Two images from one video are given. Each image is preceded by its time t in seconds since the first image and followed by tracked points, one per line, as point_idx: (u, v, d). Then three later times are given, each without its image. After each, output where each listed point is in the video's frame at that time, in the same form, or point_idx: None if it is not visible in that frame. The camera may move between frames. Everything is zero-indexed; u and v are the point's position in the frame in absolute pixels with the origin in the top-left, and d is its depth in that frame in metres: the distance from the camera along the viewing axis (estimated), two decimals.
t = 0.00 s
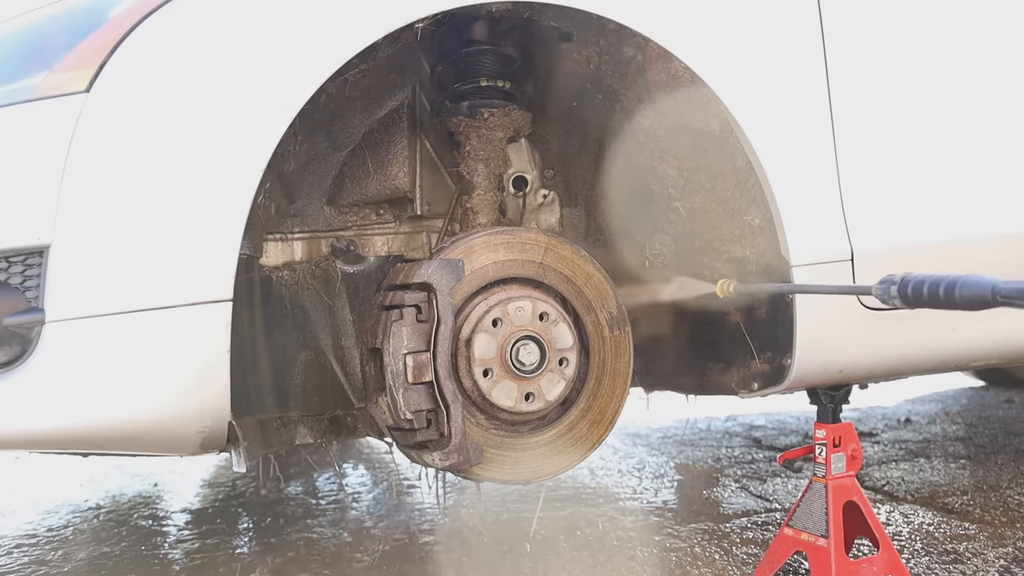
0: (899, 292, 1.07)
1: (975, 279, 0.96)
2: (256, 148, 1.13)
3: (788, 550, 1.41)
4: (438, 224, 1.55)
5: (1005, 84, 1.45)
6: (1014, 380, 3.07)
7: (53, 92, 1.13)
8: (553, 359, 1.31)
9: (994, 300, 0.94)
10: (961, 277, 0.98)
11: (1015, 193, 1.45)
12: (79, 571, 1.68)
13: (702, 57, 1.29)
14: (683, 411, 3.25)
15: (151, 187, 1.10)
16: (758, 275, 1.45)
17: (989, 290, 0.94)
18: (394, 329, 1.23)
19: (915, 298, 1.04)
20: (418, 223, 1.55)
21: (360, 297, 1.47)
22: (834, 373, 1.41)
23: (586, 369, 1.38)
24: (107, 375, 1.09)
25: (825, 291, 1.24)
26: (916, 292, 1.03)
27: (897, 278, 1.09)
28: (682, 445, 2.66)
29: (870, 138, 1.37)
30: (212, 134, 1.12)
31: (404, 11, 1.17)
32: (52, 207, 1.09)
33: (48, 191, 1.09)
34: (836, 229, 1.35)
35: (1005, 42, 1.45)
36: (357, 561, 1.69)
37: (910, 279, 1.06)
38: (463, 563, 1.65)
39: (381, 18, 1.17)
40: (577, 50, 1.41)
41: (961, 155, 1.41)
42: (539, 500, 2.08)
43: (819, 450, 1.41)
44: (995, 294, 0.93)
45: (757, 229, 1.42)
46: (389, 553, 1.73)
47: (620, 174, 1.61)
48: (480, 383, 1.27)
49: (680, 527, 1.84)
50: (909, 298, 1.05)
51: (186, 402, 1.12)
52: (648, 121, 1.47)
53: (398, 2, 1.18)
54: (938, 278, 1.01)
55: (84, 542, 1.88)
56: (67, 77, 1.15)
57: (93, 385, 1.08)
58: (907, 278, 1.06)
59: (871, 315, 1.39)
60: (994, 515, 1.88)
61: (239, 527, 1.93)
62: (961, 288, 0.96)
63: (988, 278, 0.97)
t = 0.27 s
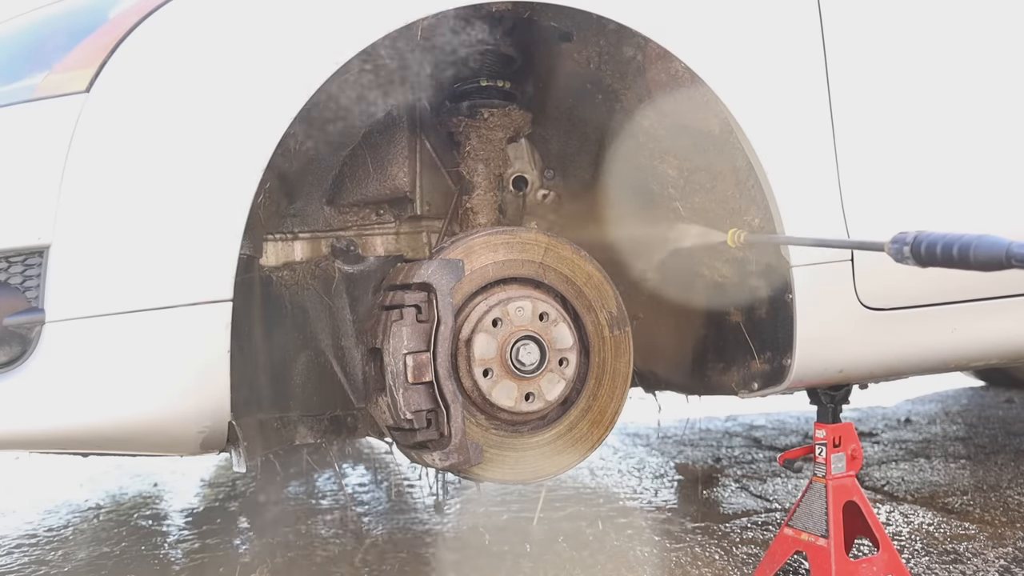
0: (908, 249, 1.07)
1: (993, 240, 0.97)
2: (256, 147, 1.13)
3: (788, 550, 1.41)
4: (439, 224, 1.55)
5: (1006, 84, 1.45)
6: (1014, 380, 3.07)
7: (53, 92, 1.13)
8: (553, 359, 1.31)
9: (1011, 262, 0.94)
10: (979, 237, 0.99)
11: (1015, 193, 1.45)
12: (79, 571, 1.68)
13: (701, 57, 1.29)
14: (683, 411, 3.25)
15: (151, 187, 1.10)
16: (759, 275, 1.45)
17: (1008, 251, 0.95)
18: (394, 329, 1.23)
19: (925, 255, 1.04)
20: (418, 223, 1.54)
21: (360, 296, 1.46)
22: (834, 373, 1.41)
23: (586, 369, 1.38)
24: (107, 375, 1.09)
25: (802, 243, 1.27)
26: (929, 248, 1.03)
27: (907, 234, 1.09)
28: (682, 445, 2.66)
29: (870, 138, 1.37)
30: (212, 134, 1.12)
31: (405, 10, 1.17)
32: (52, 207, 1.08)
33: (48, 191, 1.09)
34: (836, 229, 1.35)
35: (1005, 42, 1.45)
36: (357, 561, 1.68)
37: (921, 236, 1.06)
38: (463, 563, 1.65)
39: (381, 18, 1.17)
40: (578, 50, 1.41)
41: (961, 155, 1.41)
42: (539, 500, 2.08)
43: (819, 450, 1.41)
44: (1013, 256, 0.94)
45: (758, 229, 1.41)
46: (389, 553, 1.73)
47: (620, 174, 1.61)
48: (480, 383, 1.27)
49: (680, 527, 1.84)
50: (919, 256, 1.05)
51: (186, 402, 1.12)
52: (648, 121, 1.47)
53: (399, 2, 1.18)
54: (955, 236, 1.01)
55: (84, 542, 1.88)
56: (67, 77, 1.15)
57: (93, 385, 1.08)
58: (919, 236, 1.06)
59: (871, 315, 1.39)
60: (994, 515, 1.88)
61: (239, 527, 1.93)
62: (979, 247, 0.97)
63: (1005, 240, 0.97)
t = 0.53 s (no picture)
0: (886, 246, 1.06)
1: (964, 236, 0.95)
2: (256, 147, 1.13)
3: (788, 550, 1.41)
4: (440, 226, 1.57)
5: (1006, 84, 1.45)
6: (1014, 380, 3.07)
7: (53, 92, 1.13)
8: (553, 359, 1.31)
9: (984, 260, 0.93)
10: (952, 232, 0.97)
11: (1015, 193, 1.45)
12: (79, 571, 1.68)
13: (701, 57, 1.29)
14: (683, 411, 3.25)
15: (151, 187, 1.10)
16: (758, 275, 1.45)
17: (976, 250, 0.93)
18: (394, 329, 1.23)
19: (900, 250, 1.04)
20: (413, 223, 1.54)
21: (360, 295, 1.49)
22: (834, 373, 1.40)
23: (586, 369, 1.38)
24: (107, 375, 1.09)
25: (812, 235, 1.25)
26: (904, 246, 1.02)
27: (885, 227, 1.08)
28: (682, 445, 2.66)
29: (870, 138, 1.37)
30: (212, 134, 1.12)
31: (404, 10, 1.16)
32: (52, 207, 1.08)
33: (48, 191, 1.09)
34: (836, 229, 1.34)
35: (1005, 42, 1.45)
36: (356, 562, 1.68)
37: (898, 232, 1.05)
38: (463, 563, 1.65)
39: (381, 18, 1.17)
40: (579, 50, 1.41)
41: (961, 155, 1.41)
42: (539, 500, 2.08)
43: (819, 450, 1.41)
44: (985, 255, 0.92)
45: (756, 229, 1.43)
46: (389, 553, 1.73)
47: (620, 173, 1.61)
48: (480, 383, 1.27)
49: (680, 527, 1.84)
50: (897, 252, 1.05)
51: (186, 402, 1.12)
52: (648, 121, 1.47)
53: (398, 2, 1.18)
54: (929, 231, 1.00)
55: (84, 542, 1.88)
56: (67, 77, 1.15)
57: (93, 385, 1.08)
58: (895, 230, 1.05)
59: (871, 315, 1.39)
60: (995, 515, 1.88)
61: (239, 527, 1.93)
62: (950, 246, 0.96)
63: (976, 236, 0.96)
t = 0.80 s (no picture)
0: (891, 197, 1.04)
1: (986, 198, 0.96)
2: (256, 147, 1.13)
3: (788, 550, 1.41)
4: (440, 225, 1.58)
5: (1006, 84, 1.45)
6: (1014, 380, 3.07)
7: (53, 93, 1.13)
8: (553, 359, 1.31)
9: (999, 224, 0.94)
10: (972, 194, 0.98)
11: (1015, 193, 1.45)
12: (79, 571, 1.68)
13: (701, 57, 1.29)
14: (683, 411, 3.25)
15: (151, 187, 1.10)
16: (758, 274, 1.45)
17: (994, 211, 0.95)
18: (394, 329, 1.23)
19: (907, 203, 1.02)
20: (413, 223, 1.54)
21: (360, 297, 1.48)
22: (834, 373, 1.40)
23: (586, 369, 1.39)
24: (107, 375, 1.09)
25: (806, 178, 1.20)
26: (912, 198, 1.01)
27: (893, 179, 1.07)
28: (682, 445, 2.66)
29: (870, 138, 1.37)
30: (212, 134, 1.12)
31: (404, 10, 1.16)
32: (52, 207, 1.08)
33: (48, 191, 1.09)
34: (836, 229, 1.34)
35: (1005, 42, 1.45)
36: (356, 562, 1.68)
37: (909, 182, 1.03)
38: (463, 563, 1.65)
39: (381, 18, 1.17)
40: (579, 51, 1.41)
41: (962, 155, 1.41)
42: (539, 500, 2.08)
43: (819, 450, 1.41)
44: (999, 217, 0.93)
45: (758, 229, 1.41)
46: (389, 553, 1.73)
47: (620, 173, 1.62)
48: (480, 383, 1.27)
49: (680, 527, 1.84)
50: (901, 205, 1.03)
51: (186, 402, 1.12)
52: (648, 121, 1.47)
53: (398, 2, 1.18)
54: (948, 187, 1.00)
55: (85, 542, 1.88)
56: (67, 77, 1.15)
57: (93, 385, 1.08)
58: (903, 185, 1.04)
59: (871, 315, 1.39)
60: (995, 515, 1.88)
61: (239, 527, 1.93)
62: (972, 203, 0.97)
63: (991, 197, 0.97)
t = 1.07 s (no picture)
0: (810, 109, 0.90)
1: (917, 115, 0.82)
2: (257, 147, 1.13)
3: (788, 550, 1.41)
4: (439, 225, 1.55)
5: (1006, 83, 1.44)
6: (1014, 380, 3.07)
7: (53, 92, 1.13)
8: (553, 359, 1.31)
9: (906, 150, 0.82)
10: (915, 113, 0.82)
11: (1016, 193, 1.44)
12: (79, 571, 1.67)
13: (701, 57, 1.29)
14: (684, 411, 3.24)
15: (150, 187, 1.10)
16: (759, 274, 1.45)
17: (948, 132, 0.78)
18: (394, 329, 1.24)
19: (827, 116, 0.88)
20: (413, 223, 1.54)
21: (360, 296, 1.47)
22: (834, 373, 1.40)
23: (586, 369, 1.38)
24: (107, 375, 1.09)
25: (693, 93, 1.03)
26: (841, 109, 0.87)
27: (797, 95, 0.93)
28: (682, 445, 2.66)
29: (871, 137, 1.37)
30: (212, 134, 1.12)
31: (404, 10, 1.16)
32: (52, 207, 1.09)
33: (48, 191, 1.09)
34: (836, 229, 1.35)
35: (1005, 41, 1.45)
36: (356, 561, 1.68)
37: (825, 98, 0.90)
38: (463, 563, 1.65)
39: (381, 18, 1.17)
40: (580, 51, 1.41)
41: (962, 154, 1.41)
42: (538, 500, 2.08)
43: (819, 450, 1.41)
44: (904, 141, 0.81)
45: (758, 229, 1.42)
46: (388, 553, 1.73)
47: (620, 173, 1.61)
48: (480, 383, 1.27)
49: (680, 527, 1.84)
50: (812, 120, 0.90)
51: (186, 402, 1.12)
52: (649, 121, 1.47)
53: (399, 2, 1.18)
54: (860, 102, 0.87)
55: (84, 542, 1.88)
56: (67, 77, 1.15)
57: (93, 385, 1.08)
58: (818, 99, 0.90)
59: (871, 315, 1.39)
60: (995, 514, 1.88)
61: (238, 527, 1.93)
62: (905, 121, 0.82)
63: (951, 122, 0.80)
